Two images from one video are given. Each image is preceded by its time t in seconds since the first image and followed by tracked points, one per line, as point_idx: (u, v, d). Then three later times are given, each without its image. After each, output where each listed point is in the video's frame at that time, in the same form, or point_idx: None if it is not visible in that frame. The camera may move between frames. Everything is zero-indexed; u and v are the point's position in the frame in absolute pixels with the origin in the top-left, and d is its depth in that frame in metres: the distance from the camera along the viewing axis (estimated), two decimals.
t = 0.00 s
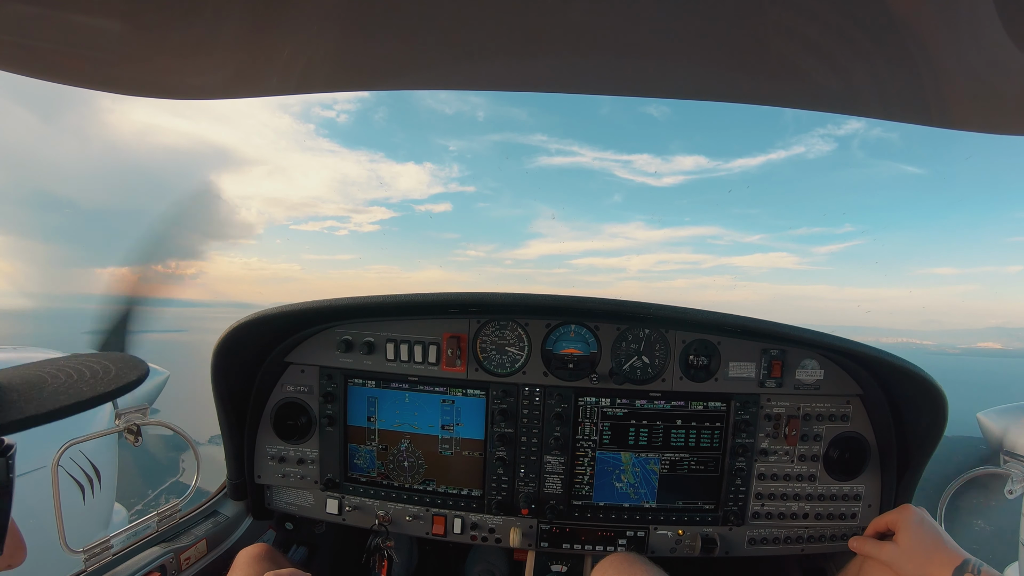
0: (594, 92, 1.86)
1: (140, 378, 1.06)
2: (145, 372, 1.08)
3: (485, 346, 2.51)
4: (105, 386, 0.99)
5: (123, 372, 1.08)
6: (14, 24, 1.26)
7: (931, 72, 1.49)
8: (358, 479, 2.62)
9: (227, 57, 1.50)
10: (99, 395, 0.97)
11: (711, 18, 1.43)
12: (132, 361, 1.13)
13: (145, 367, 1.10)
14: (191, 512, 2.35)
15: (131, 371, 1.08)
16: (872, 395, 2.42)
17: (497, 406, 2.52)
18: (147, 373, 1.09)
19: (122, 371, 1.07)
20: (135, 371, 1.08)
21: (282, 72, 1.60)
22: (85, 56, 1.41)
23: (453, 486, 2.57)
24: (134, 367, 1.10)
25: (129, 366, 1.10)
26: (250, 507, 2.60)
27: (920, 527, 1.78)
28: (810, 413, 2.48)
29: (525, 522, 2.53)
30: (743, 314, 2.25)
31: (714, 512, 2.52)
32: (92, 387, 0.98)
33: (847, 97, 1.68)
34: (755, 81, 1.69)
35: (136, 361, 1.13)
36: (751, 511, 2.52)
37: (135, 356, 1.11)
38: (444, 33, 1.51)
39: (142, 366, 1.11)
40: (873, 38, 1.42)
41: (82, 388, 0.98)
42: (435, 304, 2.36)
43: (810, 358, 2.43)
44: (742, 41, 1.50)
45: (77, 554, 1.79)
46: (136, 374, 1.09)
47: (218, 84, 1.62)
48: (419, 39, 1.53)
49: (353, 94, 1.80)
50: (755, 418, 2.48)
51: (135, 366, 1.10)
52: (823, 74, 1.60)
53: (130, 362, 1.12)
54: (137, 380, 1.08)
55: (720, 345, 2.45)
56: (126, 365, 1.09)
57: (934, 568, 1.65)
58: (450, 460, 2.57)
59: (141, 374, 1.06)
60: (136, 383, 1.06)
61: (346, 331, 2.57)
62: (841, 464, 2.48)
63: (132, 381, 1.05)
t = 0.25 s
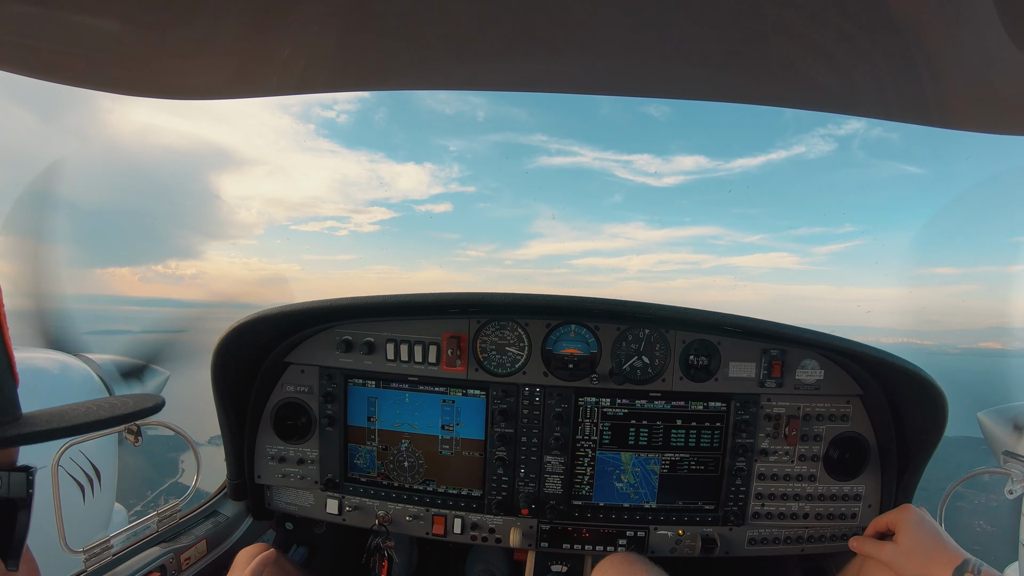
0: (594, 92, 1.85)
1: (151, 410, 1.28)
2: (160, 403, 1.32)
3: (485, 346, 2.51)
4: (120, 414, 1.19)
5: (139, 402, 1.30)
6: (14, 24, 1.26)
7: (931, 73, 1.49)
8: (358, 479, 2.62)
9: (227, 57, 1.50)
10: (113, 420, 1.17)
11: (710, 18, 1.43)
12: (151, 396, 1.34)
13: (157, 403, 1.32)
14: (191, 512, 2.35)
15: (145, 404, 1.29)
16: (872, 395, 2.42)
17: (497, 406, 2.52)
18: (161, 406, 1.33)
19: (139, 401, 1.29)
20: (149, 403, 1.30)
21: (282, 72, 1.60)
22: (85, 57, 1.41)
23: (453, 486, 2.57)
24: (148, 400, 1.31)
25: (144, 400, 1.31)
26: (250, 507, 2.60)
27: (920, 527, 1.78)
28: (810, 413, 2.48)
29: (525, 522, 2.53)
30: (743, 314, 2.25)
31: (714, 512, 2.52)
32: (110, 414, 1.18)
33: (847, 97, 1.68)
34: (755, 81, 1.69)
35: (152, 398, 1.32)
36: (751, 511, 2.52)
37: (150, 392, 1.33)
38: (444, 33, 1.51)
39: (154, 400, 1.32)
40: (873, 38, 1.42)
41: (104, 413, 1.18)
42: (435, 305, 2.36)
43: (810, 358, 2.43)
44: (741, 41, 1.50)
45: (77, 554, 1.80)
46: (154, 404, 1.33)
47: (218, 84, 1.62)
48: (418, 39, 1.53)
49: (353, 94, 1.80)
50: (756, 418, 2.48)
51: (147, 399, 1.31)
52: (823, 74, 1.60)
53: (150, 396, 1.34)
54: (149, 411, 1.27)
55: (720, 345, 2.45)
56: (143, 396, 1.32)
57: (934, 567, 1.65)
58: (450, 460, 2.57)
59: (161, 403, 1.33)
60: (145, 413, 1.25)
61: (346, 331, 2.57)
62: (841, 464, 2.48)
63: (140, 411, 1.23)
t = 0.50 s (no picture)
0: (593, 92, 1.86)
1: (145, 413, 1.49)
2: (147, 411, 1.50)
3: (485, 346, 2.51)
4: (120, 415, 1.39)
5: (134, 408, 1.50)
6: (14, 24, 1.26)
7: (930, 72, 1.49)
8: (358, 479, 2.62)
9: (227, 57, 1.50)
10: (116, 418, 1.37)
11: (710, 18, 1.43)
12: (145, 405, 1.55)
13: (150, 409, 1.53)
14: (191, 512, 2.35)
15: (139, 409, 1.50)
16: (872, 395, 2.41)
17: (497, 406, 2.52)
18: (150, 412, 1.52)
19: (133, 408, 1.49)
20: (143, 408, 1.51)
21: (282, 72, 1.60)
22: (85, 57, 1.41)
23: (453, 486, 2.57)
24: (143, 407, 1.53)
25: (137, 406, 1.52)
26: (250, 507, 2.60)
27: (920, 527, 1.78)
28: (810, 413, 2.48)
29: (525, 522, 2.53)
30: (743, 314, 2.25)
31: (714, 512, 2.52)
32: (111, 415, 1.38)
33: (847, 97, 1.68)
34: (755, 81, 1.69)
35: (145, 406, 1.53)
36: (751, 511, 2.52)
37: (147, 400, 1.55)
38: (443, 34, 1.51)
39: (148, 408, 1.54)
40: (873, 38, 1.42)
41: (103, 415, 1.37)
42: (435, 305, 2.36)
43: (810, 358, 2.43)
44: (741, 41, 1.50)
45: (77, 554, 1.80)
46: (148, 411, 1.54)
47: (218, 84, 1.63)
48: (418, 40, 1.53)
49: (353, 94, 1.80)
50: (756, 418, 2.48)
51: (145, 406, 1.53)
52: (822, 74, 1.60)
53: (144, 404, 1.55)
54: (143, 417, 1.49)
55: (720, 345, 2.45)
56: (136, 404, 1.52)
57: (933, 568, 1.65)
58: (450, 460, 2.57)
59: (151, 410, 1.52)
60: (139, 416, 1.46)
61: (346, 331, 2.57)
62: (841, 464, 2.48)
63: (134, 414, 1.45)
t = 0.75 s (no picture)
0: (593, 92, 1.85)
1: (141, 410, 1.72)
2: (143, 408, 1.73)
3: (485, 346, 2.51)
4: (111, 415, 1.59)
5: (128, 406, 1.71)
6: (14, 24, 1.26)
7: (930, 72, 1.49)
8: (358, 479, 2.62)
9: (227, 57, 1.50)
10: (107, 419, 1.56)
11: (709, 18, 1.43)
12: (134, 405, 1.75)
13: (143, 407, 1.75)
14: (191, 512, 2.35)
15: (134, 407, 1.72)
16: (873, 395, 2.41)
17: (497, 406, 2.52)
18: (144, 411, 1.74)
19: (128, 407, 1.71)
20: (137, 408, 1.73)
21: (282, 72, 1.60)
22: (84, 57, 1.42)
23: (453, 486, 2.57)
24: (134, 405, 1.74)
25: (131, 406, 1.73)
26: (250, 507, 2.60)
27: (920, 527, 1.78)
28: (810, 413, 2.48)
29: (525, 522, 2.52)
30: (743, 314, 2.25)
31: (714, 512, 2.52)
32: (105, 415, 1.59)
33: (847, 97, 1.68)
34: (755, 81, 1.69)
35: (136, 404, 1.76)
36: (751, 511, 2.52)
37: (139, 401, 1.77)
38: (443, 34, 1.51)
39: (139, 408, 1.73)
40: (873, 38, 1.42)
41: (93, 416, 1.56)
42: (435, 305, 2.36)
43: (810, 358, 2.43)
44: (741, 41, 1.50)
45: (77, 554, 1.79)
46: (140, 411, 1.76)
47: (218, 85, 1.63)
48: (418, 40, 1.53)
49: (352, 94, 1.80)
50: (756, 418, 2.48)
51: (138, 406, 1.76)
52: (823, 74, 1.60)
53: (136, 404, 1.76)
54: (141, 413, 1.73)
55: (720, 345, 2.45)
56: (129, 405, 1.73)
57: (934, 568, 1.64)
58: (450, 460, 2.57)
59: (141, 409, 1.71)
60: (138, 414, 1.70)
61: (346, 331, 2.57)
62: (841, 464, 2.48)
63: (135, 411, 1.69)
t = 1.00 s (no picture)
0: (593, 92, 1.85)
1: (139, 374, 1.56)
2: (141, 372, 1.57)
3: (485, 346, 2.51)
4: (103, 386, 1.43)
5: (121, 371, 1.56)
6: (14, 24, 1.26)
7: (930, 72, 1.49)
8: (358, 479, 2.62)
9: (227, 58, 1.50)
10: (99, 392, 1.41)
11: (709, 18, 1.43)
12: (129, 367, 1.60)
13: (139, 370, 1.58)
14: (191, 512, 2.35)
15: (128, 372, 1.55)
16: (873, 395, 2.41)
17: (497, 406, 2.52)
18: (142, 372, 1.58)
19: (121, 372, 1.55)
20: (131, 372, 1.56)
21: (282, 72, 1.60)
22: (84, 57, 1.42)
23: (453, 486, 2.57)
24: (131, 369, 1.58)
25: (125, 369, 1.57)
26: (250, 507, 2.60)
27: (920, 527, 1.78)
28: (810, 413, 2.48)
29: (525, 522, 2.52)
30: (743, 314, 2.25)
31: (714, 512, 2.52)
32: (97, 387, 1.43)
33: (847, 97, 1.68)
34: (755, 81, 1.69)
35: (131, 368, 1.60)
36: (751, 511, 2.51)
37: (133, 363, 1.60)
38: (443, 34, 1.51)
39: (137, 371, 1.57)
40: (872, 38, 1.42)
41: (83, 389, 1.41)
42: (435, 305, 2.36)
43: (810, 358, 2.43)
44: (741, 41, 1.50)
45: (77, 554, 1.80)
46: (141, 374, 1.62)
47: (218, 85, 1.63)
48: (418, 40, 1.53)
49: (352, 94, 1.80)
50: (756, 418, 2.48)
51: (133, 368, 1.59)
52: (822, 74, 1.60)
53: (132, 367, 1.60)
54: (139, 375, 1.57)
55: (720, 345, 2.45)
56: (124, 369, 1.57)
57: (935, 568, 1.64)
58: (450, 460, 2.57)
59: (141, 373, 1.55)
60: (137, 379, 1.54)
61: (346, 331, 2.57)
62: (841, 464, 2.48)
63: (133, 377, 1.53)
